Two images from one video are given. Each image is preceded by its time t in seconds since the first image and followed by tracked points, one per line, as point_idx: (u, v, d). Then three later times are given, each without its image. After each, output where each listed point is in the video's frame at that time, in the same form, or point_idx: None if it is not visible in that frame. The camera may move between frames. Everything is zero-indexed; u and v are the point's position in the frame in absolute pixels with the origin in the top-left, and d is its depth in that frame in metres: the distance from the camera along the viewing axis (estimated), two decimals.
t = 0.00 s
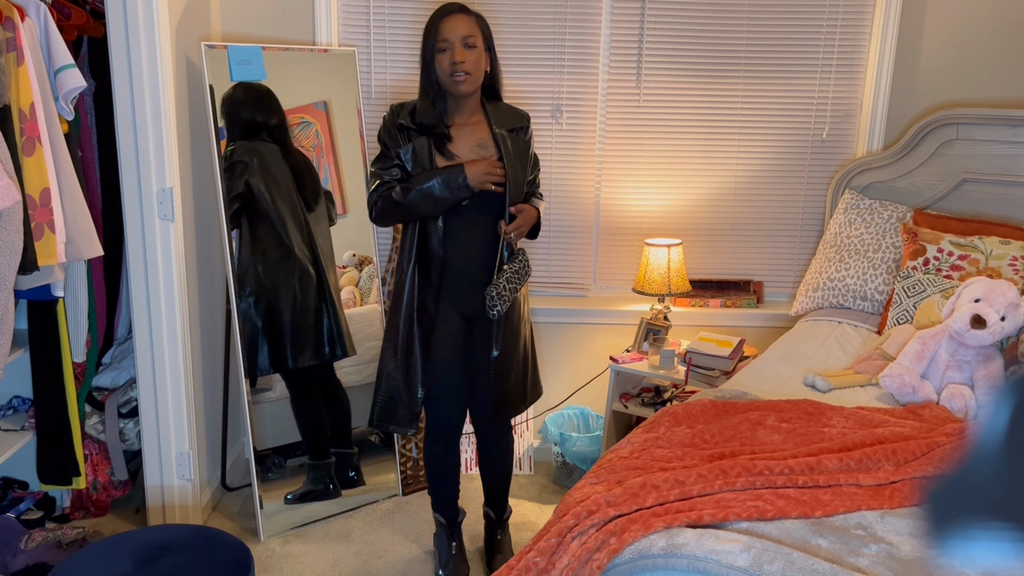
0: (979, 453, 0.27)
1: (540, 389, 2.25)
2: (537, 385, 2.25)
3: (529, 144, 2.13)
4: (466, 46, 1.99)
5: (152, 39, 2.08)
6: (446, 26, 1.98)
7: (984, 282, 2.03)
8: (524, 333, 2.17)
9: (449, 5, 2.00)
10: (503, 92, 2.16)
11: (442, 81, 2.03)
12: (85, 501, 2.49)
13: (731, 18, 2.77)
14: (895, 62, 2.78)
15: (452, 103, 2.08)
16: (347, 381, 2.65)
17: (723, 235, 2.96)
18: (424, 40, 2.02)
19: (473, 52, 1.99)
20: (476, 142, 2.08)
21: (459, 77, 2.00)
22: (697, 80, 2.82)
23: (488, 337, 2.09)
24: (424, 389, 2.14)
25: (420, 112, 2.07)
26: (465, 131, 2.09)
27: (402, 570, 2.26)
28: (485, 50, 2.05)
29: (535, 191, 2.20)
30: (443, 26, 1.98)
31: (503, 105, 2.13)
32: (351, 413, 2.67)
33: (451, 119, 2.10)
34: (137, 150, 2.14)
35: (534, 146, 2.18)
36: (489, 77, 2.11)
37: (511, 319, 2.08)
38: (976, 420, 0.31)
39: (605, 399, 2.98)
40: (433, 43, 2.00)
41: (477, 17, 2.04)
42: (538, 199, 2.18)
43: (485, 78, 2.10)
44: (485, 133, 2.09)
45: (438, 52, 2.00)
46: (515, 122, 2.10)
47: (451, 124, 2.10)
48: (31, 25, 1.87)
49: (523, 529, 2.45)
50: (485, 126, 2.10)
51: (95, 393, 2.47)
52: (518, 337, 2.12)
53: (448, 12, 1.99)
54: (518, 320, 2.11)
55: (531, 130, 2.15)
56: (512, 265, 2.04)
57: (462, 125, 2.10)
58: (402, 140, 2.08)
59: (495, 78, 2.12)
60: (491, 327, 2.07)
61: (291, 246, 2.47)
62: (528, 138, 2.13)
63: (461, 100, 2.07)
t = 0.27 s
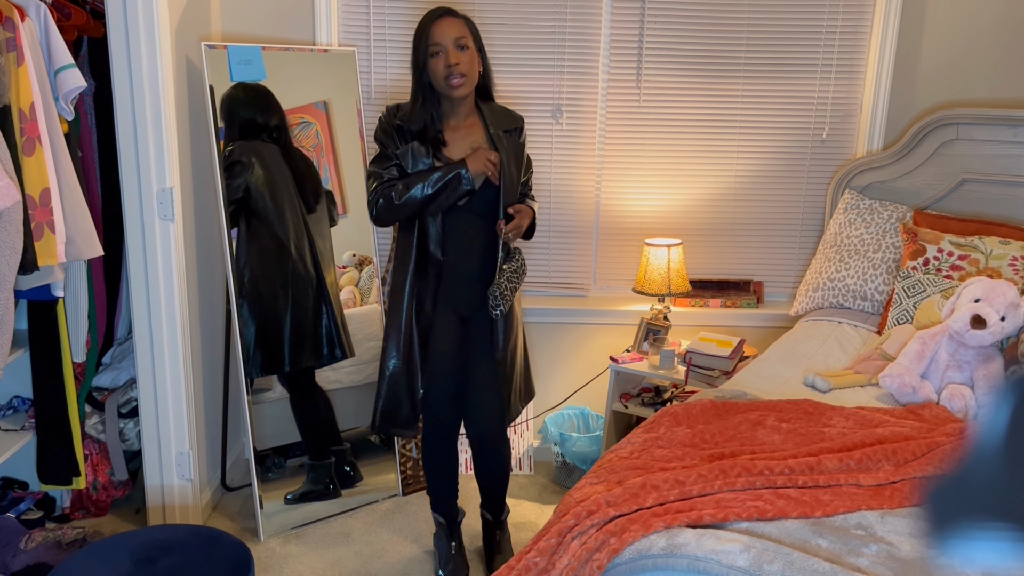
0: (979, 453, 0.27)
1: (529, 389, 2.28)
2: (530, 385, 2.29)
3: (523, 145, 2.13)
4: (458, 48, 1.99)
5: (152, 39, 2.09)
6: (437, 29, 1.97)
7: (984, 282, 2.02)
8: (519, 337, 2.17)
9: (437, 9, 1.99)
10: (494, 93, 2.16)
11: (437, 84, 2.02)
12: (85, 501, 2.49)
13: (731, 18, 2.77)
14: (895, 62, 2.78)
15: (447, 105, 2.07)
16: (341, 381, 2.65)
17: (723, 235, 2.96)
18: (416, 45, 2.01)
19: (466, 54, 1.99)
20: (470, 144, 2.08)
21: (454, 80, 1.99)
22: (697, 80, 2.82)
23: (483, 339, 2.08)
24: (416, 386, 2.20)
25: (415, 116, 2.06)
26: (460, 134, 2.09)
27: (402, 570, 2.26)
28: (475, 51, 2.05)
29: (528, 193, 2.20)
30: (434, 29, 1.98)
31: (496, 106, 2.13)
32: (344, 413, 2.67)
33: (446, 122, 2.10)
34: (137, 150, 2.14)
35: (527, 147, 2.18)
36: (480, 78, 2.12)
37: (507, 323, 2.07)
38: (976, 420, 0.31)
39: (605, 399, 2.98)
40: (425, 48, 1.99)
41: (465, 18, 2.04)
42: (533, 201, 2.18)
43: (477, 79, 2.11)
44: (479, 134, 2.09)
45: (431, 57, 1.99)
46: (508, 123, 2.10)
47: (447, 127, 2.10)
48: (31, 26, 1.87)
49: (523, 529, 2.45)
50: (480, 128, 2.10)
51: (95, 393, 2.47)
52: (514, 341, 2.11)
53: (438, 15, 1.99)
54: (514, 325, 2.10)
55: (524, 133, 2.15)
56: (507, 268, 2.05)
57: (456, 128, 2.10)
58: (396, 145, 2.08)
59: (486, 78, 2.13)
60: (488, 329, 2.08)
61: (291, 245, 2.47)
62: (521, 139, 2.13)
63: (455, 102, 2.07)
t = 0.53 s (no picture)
0: (978, 453, 0.27)
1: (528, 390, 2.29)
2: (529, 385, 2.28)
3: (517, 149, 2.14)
4: (461, 56, 1.99)
5: (152, 39, 2.09)
6: (440, 36, 1.97)
7: (984, 282, 2.03)
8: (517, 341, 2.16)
9: (441, 13, 1.99)
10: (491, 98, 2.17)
11: (436, 89, 2.02)
12: (84, 501, 2.49)
13: (731, 18, 2.77)
14: (895, 62, 2.78)
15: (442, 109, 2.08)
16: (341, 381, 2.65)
17: (723, 235, 2.96)
18: (417, 48, 2.01)
19: (468, 63, 2.00)
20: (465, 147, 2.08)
21: (454, 88, 2.00)
22: (697, 80, 2.82)
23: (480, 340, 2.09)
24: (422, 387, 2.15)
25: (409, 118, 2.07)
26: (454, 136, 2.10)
27: (402, 570, 2.26)
28: (477, 58, 2.05)
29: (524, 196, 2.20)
30: (438, 35, 1.97)
31: (492, 111, 2.14)
32: (343, 412, 2.67)
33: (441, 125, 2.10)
34: (137, 150, 2.14)
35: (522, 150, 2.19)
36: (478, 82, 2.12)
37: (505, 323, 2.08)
38: (976, 420, 0.31)
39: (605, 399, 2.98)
40: (427, 53, 1.99)
41: (468, 23, 2.04)
42: (528, 203, 2.19)
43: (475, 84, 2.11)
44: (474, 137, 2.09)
45: (432, 63, 1.99)
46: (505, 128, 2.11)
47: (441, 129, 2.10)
48: (31, 26, 1.87)
49: (523, 529, 2.45)
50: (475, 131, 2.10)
51: (95, 393, 2.47)
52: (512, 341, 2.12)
53: (441, 21, 1.98)
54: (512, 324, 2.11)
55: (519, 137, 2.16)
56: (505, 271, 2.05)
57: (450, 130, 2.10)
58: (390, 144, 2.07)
59: (483, 85, 2.13)
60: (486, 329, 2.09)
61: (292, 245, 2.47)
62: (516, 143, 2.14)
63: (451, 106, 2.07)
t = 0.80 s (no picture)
0: (979, 453, 0.27)
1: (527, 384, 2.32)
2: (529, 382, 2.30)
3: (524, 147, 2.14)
4: (467, 55, 1.99)
5: (152, 39, 2.09)
6: (445, 34, 1.97)
7: (984, 282, 2.02)
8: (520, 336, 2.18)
9: (447, 13, 1.97)
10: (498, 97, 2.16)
11: (442, 87, 2.02)
12: (84, 501, 2.49)
13: (732, 18, 2.77)
14: (894, 62, 2.77)
15: (449, 107, 2.08)
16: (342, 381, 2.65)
17: (723, 235, 2.96)
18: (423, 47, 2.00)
19: (474, 61, 2.00)
20: (471, 145, 2.07)
21: (461, 86, 2.00)
22: (697, 80, 2.82)
23: (486, 335, 2.11)
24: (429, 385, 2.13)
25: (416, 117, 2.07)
26: (461, 134, 2.08)
27: (402, 571, 2.26)
28: (483, 57, 2.05)
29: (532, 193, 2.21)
30: (444, 34, 1.97)
31: (499, 110, 2.12)
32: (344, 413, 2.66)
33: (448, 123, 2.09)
34: (137, 149, 2.14)
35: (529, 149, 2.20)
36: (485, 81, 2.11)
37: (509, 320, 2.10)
38: (976, 420, 0.31)
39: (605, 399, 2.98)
40: (433, 51, 1.99)
41: (475, 22, 2.03)
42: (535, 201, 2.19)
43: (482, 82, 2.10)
44: (482, 137, 2.08)
45: (438, 61, 1.99)
46: (512, 125, 2.11)
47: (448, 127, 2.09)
48: (31, 25, 1.87)
49: (523, 529, 2.45)
50: (482, 130, 2.09)
51: (95, 393, 2.47)
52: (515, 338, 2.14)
53: (447, 20, 1.98)
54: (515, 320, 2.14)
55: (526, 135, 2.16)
56: (512, 267, 2.07)
57: (458, 128, 2.09)
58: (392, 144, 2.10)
59: (491, 84, 2.12)
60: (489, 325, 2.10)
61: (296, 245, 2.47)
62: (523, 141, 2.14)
63: (458, 104, 2.07)
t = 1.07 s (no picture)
0: (979, 453, 0.27)
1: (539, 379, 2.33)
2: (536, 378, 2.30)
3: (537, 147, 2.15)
4: (481, 53, 2.01)
5: (152, 39, 2.09)
6: (462, 32, 1.99)
7: (984, 282, 2.03)
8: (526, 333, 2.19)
9: (464, 11, 2.01)
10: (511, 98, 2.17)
11: (455, 84, 2.04)
12: (85, 501, 2.49)
13: (731, 18, 2.77)
14: (895, 62, 2.77)
15: (462, 106, 2.09)
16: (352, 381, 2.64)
17: (722, 235, 2.96)
18: (439, 46, 2.02)
19: (488, 59, 2.02)
20: (484, 143, 2.07)
21: (473, 83, 2.02)
22: (697, 80, 2.82)
23: (496, 330, 2.13)
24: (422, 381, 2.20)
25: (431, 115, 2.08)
26: (474, 131, 2.09)
27: (402, 570, 2.26)
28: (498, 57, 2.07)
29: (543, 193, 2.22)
30: (460, 32, 1.99)
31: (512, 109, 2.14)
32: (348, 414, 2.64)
33: (462, 121, 2.10)
34: (137, 149, 2.14)
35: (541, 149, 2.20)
36: (499, 81, 2.12)
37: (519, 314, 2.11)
38: (977, 420, 0.31)
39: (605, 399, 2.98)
40: (448, 49, 2.01)
41: (491, 23, 2.05)
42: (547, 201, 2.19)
43: (496, 82, 2.12)
44: (495, 134, 2.09)
45: (454, 58, 2.01)
46: (525, 125, 2.12)
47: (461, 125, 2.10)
48: (31, 25, 1.87)
49: (523, 529, 2.46)
50: (496, 128, 2.10)
51: (95, 393, 2.47)
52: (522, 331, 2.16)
53: (465, 18, 2.00)
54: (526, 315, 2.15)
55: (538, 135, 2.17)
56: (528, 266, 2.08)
57: (471, 125, 2.09)
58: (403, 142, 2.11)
59: (502, 83, 2.13)
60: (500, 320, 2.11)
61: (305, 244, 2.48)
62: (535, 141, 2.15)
63: (472, 102, 2.08)
